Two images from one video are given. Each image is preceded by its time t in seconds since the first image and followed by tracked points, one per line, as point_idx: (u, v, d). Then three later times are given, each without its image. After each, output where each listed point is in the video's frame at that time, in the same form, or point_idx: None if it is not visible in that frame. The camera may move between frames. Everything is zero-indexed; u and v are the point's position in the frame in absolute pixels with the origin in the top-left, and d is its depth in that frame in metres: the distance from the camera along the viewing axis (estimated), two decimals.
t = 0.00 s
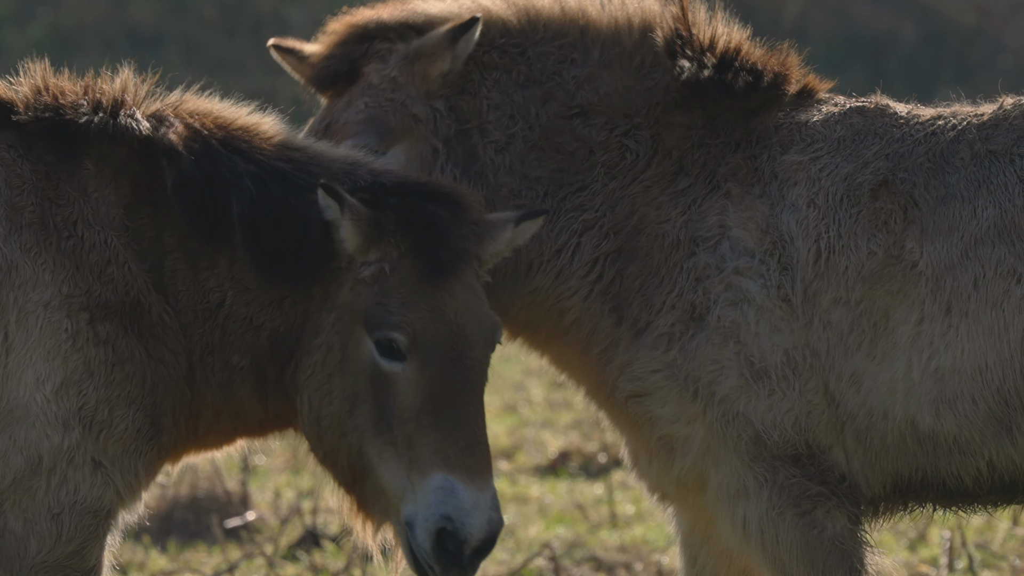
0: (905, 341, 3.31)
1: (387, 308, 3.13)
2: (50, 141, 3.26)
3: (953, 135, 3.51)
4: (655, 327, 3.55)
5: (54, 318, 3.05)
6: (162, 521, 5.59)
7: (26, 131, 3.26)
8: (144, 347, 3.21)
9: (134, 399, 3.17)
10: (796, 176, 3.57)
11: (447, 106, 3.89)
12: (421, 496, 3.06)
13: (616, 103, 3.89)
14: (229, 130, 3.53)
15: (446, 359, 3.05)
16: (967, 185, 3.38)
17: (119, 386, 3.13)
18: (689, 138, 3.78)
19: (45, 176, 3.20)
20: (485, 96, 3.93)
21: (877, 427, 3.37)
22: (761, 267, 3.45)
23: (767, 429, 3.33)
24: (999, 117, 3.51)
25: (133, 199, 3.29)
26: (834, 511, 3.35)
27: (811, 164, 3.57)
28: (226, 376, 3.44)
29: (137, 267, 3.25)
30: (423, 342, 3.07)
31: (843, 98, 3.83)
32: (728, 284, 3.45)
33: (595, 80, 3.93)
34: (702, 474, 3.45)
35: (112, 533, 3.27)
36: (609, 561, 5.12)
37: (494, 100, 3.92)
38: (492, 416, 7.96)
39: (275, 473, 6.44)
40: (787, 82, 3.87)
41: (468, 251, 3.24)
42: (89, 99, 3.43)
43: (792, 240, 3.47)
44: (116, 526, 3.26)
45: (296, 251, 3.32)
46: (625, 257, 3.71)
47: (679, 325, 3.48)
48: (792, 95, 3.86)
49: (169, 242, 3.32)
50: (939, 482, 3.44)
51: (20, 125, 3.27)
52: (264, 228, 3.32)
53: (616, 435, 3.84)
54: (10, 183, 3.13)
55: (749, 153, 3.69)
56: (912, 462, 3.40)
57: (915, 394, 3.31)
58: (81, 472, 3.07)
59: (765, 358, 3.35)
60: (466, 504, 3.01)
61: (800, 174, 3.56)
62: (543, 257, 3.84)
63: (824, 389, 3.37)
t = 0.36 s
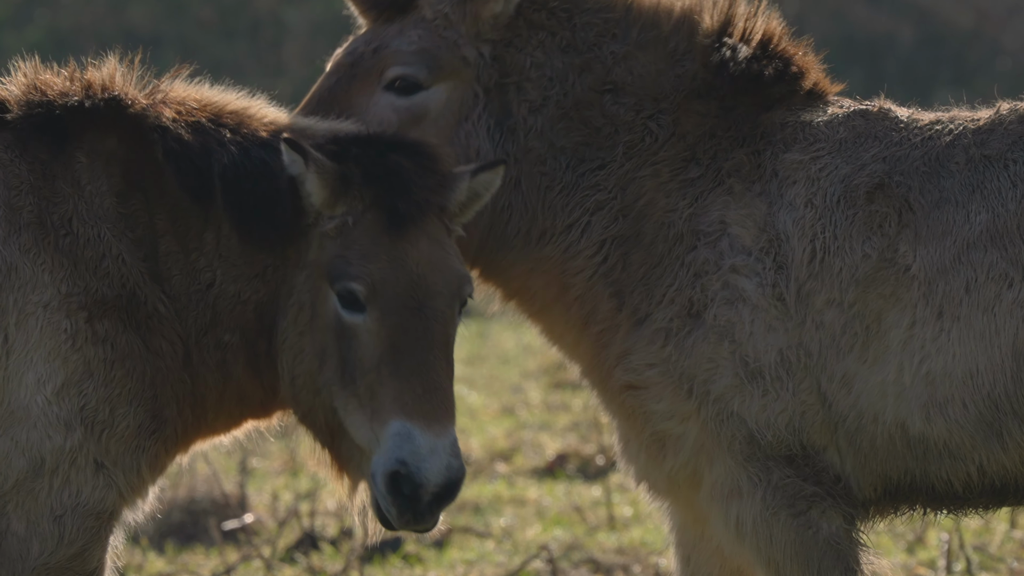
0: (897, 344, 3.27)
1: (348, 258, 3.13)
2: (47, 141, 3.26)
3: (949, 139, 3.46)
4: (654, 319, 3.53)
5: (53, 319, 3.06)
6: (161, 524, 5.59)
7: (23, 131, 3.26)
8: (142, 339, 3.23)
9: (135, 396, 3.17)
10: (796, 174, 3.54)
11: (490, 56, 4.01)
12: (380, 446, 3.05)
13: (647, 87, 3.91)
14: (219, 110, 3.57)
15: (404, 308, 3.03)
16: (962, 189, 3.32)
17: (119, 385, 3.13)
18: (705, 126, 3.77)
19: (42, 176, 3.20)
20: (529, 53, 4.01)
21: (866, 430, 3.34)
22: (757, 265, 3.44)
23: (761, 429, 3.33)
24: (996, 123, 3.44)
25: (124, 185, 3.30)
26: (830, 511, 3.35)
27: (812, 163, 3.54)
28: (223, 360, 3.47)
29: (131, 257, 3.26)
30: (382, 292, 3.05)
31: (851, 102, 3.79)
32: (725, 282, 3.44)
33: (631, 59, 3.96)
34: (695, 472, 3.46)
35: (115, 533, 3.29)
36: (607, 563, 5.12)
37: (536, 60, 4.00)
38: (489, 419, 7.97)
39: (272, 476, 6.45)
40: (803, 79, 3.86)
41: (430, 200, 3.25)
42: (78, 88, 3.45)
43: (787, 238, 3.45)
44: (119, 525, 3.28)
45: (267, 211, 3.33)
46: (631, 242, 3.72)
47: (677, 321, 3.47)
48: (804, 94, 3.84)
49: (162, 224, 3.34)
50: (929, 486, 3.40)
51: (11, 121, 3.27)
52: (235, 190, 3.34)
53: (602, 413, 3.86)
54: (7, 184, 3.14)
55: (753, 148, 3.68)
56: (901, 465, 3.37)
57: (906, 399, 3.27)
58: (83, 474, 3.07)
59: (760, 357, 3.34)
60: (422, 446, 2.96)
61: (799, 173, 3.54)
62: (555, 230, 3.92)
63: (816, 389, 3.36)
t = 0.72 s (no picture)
0: (891, 348, 3.26)
1: (314, 208, 3.12)
2: (42, 137, 3.36)
3: (945, 143, 3.45)
4: (653, 314, 3.53)
5: (53, 318, 3.13)
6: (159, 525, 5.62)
7: (21, 127, 3.35)
8: (140, 331, 3.31)
9: (137, 393, 3.24)
10: (797, 174, 3.53)
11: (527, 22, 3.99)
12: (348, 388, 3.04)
13: (670, 77, 3.90)
14: (205, 91, 3.68)
15: (368, 255, 3.01)
16: (957, 194, 3.31)
17: (120, 382, 3.20)
18: (715, 118, 3.77)
19: (40, 176, 3.29)
20: (566, 23, 3.99)
21: (860, 432, 3.34)
22: (755, 264, 3.43)
23: (757, 429, 3.34)
24: (991, 127, 3.44)
25: (116, 173, 3.41)
26: (826, 512, 3.34)
27: (813, 164, 3.53)
28: (223, 344, 3.55)
29: (127, 249, 3.35)
30: (345, 240, 3.04)
31: (855, 104, 3.78)
32: (724, 281, 3.43)
33: (656, 47, 3.94)
34: (691, 470, 3.46)
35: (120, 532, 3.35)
36: (605, 564, 5.12)
37: (573, 32, 3.98)
38: (488, 420, 7.98)
39: (271, 477, 6.46)
40: (813, 80, 3.87)
41: (395, 148, 3.23)
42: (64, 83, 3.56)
43: (785, 239, 3.44)
44: (125, 524, 3.34)
45: (242, 172, 3.37)
46: (636, 232, 3.71)
47: (676, 318, 3.47)
48: (812, 94, 3.84)
49: (154, 208, 3.45)
50: (923, 489, 3.40)
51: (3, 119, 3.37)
52: (214, 156, 3.39)
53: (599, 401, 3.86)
54: (7, 184, 3.22)
55: (756, 145, 3.67)
56: (894, 469, 3.37)
57: (900, 402, 3.26)
58: (87, 475, 3.13)
59: (757, 357, 3.34)
60: (385, 387, 2.94)
61: (800, 173, 3.53)
62: (566, 210, 3.94)
63: (811, 390, 3.34)
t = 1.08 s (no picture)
0: (890, 351, 3.25)
1: (296, 190, 3.15)
2: (43, 136, 3.39)
3: (944, 145, 3.44)
4: (654, 313, 3.54)
5: (55, 318, 3.14)
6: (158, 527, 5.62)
7: (21, 127, 3.37)
8: (141, 327, 3.32)
9: (140, 391, 3.26)
10: (798, 176, 3.53)
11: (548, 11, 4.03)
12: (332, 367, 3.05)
13: (682, 72, 3.90)
14: (203, 83, 3.70)
15: (348, 233, 3.03)
16: (955, 196, 3.30)
17: (121, 382, 3.21)
18: (721, 116, 3.77)
19: (42, 176, 3.31)
20: (584, 12, 4.03)
21: (859, 435, 3.34)
22: (757, 265, 3.43)
23: (757, 430, 3.34)
24: (990, 128, 3.44)
25: (114, 168, 3.43)
26: (826, 513, 3.34)
27: (814, 166, 3.53)
28: (223, 338, 3.56)
29: (127, 246, 3.37)
30: (325, 221, 3.07)
31: (857, 104, 3.78)
32: (725, 282, 3.43)
33: (670, 44, 3.94)
34: (691, 470, 3.46)
35: (124, 533, 3.37)
36: (604, 565, 5.12)
37: (589, 20, 4.02)
38: (486, 422, 7.98)
39: (269, 478, 6.46)
40: (821, 81, 3.85)
41: (375, 126, 3.23)
42: (61, 78, 3.56)
43: (786, 240, 3.44)
44: (128, 525, 3.35)
45: (225, 155, 3.39)
46: (637, 227, 3.73)
47: (676, 318, 3.47)
48: (818, 95, 3.82)
49: (153, 202, 3.47)
50: (921, 491, 3.40)
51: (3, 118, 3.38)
52: (201, 142, 3.40)
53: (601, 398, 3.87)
54: (9, 184, 3.23)
55: (760, 145, 3.67)
56: (894, 471, 3.37)
57: (899, 405, 3.26)
58: (90, 477, 3.15)
59: (756, 359, 3.34)
60: (369, 365, 2.95)
61: (801, 175, 3.52)
62: (573, 203, 3.95)
63: (810, 392, 3.35)
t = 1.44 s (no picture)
0: (891, 351, 3.25)
1: (300, 197, 3.15)
2: (47, 138, 3.38)
3: (945, 145, 3.45)
4: (655, 309, 3.54)
5: (58, 322, 3.14)
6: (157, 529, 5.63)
7: (25, 129, 3.38)
8: (144, 328, 3.32)
9: (143, 393, 3.26)
10: (800, 175, 3.53)
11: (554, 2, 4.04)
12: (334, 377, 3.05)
13: (688, 68, 3.91)
14: (208, 85, 3.70)
15: (351, 244, 3.04)
16: (956, 197, 3.31)
17: (124, 385, 3.21)
18: (726, 113, 3.77)
19: (46, 177, 3.31)
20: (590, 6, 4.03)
21: (859, 435, 3.34)
22: (758, 264, 3.43)
23: (757, 429, 3.34)
24: (991, 129, 3.44)
25: (117, 168, 3.43)
26: (825, 513, 3.35)
27: (817, 165, 3.53)
28: (226, 341, 3.56)
29: (130, 247, 3.37)
30: (328, 229, 3.07)
31: (860, 105, 3.79)
32: (727, 280, 3.43)
33: (676, 40, 3.95)
34: (691, 469, 3.46)
35: (126, 536, 3.37)
36: (603, 567, 5.11)
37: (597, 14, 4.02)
38: (485, 423, 7.98)
39: (268, 480, 6.47)
40: (826, 80, 3.85)
41: (379, 134, 3.24)
42: (65, 79, 3.58)
43: (788, 239, 3.44)
44: (130, 528, 3.35)
45: (228, 162, 3.38)
46: (639, 223, 3.74)
47: (678, 316, 3.47)
48: (821, 94, 3.83)
49: (156, 202, 3.47)
50: (920, 491, 3.40)
51: (6, 120, 3.39)
52: (203, 148, 3.41)
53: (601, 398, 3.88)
54: (13, 186, 3.24)
55: (764, 143, 3.68)
56: (895, 471, 3.37)
57: (899, 405, 3.26)
58: (92, 480, 3.15)
59: (757, 358, 3.35)
60: (373, 377, 2.96)
61: (803, 174, 3.53)
62: (577, 197, 3.96)
63: (811, 392, 3.35)
